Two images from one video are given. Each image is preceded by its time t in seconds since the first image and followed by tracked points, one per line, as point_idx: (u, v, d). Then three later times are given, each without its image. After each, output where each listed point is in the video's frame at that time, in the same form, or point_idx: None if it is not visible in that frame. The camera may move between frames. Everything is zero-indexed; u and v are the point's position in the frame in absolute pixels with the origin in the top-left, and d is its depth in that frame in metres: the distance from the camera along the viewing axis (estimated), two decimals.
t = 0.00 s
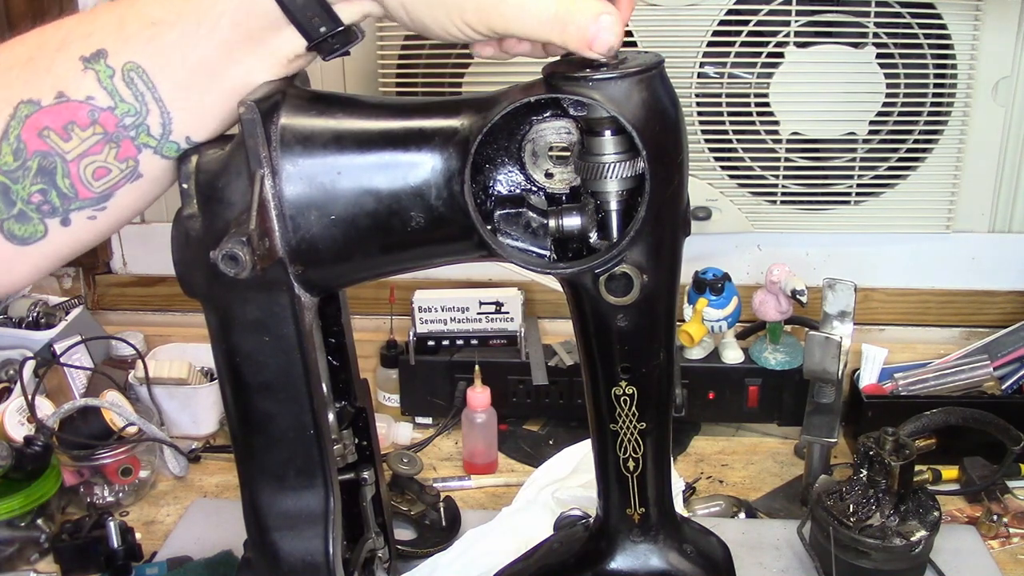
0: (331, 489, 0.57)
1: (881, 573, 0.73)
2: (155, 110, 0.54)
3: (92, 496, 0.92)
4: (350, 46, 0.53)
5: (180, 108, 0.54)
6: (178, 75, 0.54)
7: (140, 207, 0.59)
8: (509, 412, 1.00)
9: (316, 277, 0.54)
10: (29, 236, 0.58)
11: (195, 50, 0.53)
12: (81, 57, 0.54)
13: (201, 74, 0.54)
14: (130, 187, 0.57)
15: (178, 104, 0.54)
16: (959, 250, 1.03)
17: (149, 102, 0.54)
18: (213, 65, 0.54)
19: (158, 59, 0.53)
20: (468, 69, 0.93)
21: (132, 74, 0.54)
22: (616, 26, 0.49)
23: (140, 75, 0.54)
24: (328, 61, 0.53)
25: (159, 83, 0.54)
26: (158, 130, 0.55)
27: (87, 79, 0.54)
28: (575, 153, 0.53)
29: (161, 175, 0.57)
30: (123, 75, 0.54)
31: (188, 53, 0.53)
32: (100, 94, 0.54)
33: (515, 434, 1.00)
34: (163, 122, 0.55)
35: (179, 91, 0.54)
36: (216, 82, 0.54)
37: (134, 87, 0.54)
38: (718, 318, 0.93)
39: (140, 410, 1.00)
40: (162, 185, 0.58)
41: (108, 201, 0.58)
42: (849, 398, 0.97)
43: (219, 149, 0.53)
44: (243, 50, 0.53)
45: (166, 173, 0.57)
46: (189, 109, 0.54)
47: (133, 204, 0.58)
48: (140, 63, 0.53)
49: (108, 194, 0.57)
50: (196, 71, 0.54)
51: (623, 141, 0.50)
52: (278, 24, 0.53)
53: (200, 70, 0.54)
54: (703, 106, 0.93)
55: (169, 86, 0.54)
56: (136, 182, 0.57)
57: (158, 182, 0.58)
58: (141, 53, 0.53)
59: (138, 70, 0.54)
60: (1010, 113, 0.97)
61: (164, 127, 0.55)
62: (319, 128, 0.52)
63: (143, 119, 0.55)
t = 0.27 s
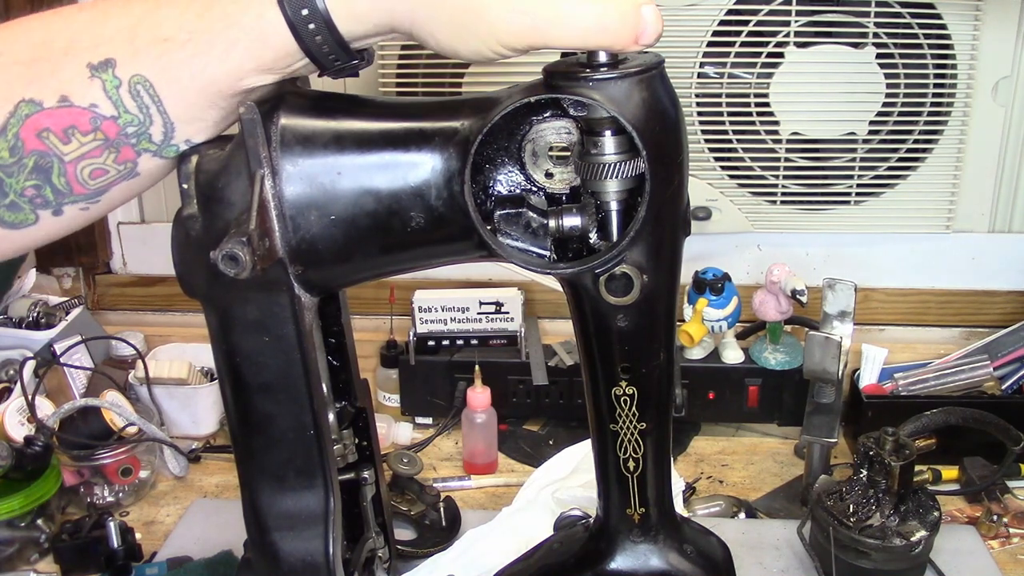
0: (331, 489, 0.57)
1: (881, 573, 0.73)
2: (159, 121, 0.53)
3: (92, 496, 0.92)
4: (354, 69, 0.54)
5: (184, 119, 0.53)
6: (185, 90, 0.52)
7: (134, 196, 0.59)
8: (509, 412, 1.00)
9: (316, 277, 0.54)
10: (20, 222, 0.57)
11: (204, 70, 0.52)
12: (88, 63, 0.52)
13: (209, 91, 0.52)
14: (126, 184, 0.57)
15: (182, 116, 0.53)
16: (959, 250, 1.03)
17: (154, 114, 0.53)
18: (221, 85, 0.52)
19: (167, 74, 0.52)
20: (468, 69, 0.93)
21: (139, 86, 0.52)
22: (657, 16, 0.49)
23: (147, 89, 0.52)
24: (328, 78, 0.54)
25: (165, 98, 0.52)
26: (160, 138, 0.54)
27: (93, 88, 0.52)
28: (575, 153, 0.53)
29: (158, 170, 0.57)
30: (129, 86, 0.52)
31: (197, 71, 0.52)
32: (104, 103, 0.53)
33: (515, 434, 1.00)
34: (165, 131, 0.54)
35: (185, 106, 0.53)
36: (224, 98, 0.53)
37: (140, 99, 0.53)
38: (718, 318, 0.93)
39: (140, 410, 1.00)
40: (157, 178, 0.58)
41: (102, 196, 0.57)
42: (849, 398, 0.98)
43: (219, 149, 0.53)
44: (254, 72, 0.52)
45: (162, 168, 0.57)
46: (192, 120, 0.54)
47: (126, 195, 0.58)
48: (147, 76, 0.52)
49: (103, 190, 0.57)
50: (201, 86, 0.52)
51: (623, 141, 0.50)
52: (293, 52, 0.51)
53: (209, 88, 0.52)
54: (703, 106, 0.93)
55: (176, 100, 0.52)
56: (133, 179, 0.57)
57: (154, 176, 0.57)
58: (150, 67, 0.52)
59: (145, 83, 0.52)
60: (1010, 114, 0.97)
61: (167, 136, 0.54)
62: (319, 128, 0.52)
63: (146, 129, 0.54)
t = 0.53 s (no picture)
0: (331, 489, 0.57)
1: (881, 573, 0.73)
2: (161, 129, 0.53)
3: (92, 496, 0.92)
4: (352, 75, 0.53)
5: (185, 126, 0.53)
6: (187, 99, 0.52)
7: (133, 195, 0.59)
8: (509, 413, 1.00)
9: (316, 277, 0.54)
10: (18, 226, 0.57)
11: (206, 80, 0.52)
12: (89, 73, 0.52)
13: (210, 100, 0.52)
14: (126, 186, 0.57)
15: (183, 123, 0.53)
16: (959, 250, 1.03)
17: (156, 123, 0.53)
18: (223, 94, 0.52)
19: (169, 85, 0.52)
20: (468, 70, 0.93)
21: (141, 96, 0.52)
22: (666, 20, 0.48)
23: (149, 99, 0.52)
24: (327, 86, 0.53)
25: (167, 108, 0.52)
26: (162, 145, 0.54)
27: (93, 98, 0.52)
28: (575, 153, 0.53)
29: (159, 173, 0.57)
30: (131, 96, 0.52)
31: (199, 82, 0.52)
32: (106, 113, 0.53)
33: (515, 434, 1.00)
34: (167, 139, 0.54)
35: (186, 113, 0.53)
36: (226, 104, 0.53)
37: (141, 109, 0.52)
38: (718, 319, 0.93)
39: (140, 410, 1.00)
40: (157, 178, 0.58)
41: (101, 199, 0.57)
42: (849, 398, 0.98)
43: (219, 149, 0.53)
44: (255, 81, 0.52)
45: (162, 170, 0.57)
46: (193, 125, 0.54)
47: (126, 195, 0.59)
48: (149, 87, 0.52)
49: (103, 195, 0.57)
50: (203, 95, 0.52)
51: (623, 141, 0.50)
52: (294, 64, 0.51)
53: (210, 98, 0.52)
54: (703, 106, 0.93)
55: (177, 108, 0.52)
56: (133, 182, 0.57)
57: (154, 178, 0.58)
58: (152, 79, 0.51)
59: (147, 94, 0.52)
60: (1010, 114, 0.97)
61: (168, 144, 0.54)
62: (319, 128, 0.52)
63: (147, 137, 0.54)
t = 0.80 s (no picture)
0: (331, 489, 0.57)
1: (881, 573, 0.73)
2: (155, 125, 0.54)
3: (92, 496, 0.92)
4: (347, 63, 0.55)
5: (180, 122, 0.54)
6: (179, 92, 0.53)
7: (140, 209, 0.60)
8: (509, 413, 1.00)
9: (316, 277, 0.54)
10: (26, 247, 0.59)
11: (195, 70, 0.53)
12: (80, 74, 0.54)
13: (201, 91, 0.54)
14: (130, 196, 0.58)
15: (177, 118, 0.54)
16: (959, 250, 1.03)
17: (148, 118, 0.54)
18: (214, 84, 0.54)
19: (158, 77, 0.53)
20: (468, 70, 0.93)
21: (131, 90, 0.54)
22: (615, 30, 0.49)
23: (139, 93, 0.54)
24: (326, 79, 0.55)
25: (158, 100, 0.54)
26: (158, 145, 0.55)
27: (86, 97, 0.54)
28: (575, 153, 0.53)
29: (162, 181, 0.58)
30: (121, 92, 0.54)
31: (188, 72, 0.53)
32: (99, 111, 0.54)
33: (515, 434, 1.00)
34: (163, 136, 0.55)
35: (178, 109, 0.54)
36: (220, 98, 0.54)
37: (133, 103, 0.54)
38: (718, 318, 0.93)
39: (140, 410, 1.00)
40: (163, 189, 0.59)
41: (105, 212, 0.58)
42: (849, 398, 0.97)
43: (219, 149, 0.53)
44: (246, 71, 0.53)
45: (165, 179, 0.58)
46: (191, 123, 0.54)
47: (132, 209, 0.59)
48: (138, 80, 0.54)
49: (106, 206, 0.58)
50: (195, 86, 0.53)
51: (623, 141, 0.50)
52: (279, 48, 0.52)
53: (201, 89, 0.54)
54: (703, 106, 0.93)
55: (169, 102, 0.54)
56: (136, 191, 0.58)
57: (158, 187, 0.58)
58: (140, 71, 0.53)
59: (137, 87, 0.54)
60: (1010, 114, 0.97)
61: (165, 143, 0.55)
62: (319, 128, 0.52)
63: (142, 135, 0.55)
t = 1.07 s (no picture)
0: (331, 489, 0.57)
1: (881, 573, 0.73)
2: (151, 120, 0.55)
3: (92, 496, 0.92)
4: (348, 69, 0.55)
5: (176, 118, 0.54)
6: (176, 90, 0.54)
7: (134, 202, 0.60)
8: (509, 412, 1.00)
9: (316, 277, 0.54)
10: (20, 233, 0.59)
11: (192, 67, 0.53)
12: (77, 67, 0.54)
13: (198, 89, 0.54)
14: (123, 188, 0.58)
15: (174, 115, 0.54)
16: (959, 250, 1.03)
17: (145, 112, 0.54)
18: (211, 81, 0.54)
19: (155, 73, 0.53)
20: (468, 70, 0.93)
21: (128, 85, 0.54)
22: (628, 33, 0.49)
23: (136, 88, 0.54)
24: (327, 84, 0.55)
25: (155, 96, 0.54)
26: (153, 139, 0.55)
27: (82, 90, 0.54)
28: (575, 153, 0.53)
29: (157, 176, 0.58)
30: (118, 86, 0.54)
31: (185, 69, 0.53)
32: (94, 104, 0.54)
33: (515, 434, 1.00)
34: (158, 130, 0.55)
35: (174, 105, 0.54)
36: (217, 96, 0.54)
37: (129, 98, 0.54)
38: (718, 318, 0.93)
39: (140, 410, 1.00)
40: (157, 184, 0.59)
41: (99, 202, 0.58)
42: (849, 398, 0.98)
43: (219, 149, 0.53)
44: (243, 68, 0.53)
45: (160, 173, 0.58)
46: (185, 120, 0.55)
47: (125, 201, 0.59)
48: (135, 76, 0.54)
49: (100, 196, 0.58)
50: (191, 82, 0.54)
51: (623, 141, 0.50)
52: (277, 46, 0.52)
53: (198, 86, 0.54)
54: (703, 106, 0.93)
55: (165, 98, 0.54)
56: (130, 184, 0.58)
57: (152, 182, 0.58)
58: (137, 66, 0.53)
59: (134, 82, 0.54)
60: (1010, 114, 0.97)
61: (160, 137, 0.55)
62: (319, 128, 0.52)
63: (138, 129, 0.55)
